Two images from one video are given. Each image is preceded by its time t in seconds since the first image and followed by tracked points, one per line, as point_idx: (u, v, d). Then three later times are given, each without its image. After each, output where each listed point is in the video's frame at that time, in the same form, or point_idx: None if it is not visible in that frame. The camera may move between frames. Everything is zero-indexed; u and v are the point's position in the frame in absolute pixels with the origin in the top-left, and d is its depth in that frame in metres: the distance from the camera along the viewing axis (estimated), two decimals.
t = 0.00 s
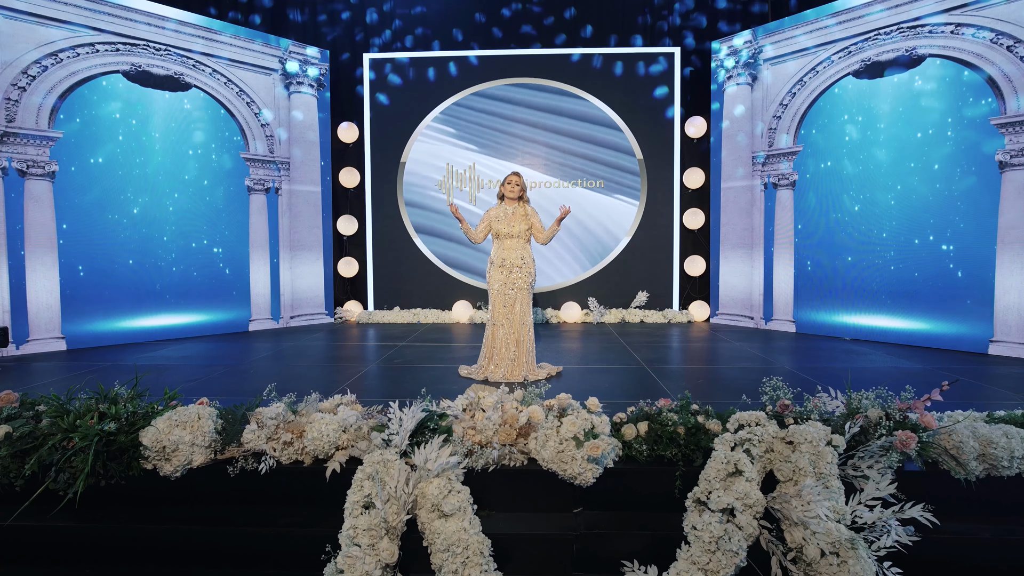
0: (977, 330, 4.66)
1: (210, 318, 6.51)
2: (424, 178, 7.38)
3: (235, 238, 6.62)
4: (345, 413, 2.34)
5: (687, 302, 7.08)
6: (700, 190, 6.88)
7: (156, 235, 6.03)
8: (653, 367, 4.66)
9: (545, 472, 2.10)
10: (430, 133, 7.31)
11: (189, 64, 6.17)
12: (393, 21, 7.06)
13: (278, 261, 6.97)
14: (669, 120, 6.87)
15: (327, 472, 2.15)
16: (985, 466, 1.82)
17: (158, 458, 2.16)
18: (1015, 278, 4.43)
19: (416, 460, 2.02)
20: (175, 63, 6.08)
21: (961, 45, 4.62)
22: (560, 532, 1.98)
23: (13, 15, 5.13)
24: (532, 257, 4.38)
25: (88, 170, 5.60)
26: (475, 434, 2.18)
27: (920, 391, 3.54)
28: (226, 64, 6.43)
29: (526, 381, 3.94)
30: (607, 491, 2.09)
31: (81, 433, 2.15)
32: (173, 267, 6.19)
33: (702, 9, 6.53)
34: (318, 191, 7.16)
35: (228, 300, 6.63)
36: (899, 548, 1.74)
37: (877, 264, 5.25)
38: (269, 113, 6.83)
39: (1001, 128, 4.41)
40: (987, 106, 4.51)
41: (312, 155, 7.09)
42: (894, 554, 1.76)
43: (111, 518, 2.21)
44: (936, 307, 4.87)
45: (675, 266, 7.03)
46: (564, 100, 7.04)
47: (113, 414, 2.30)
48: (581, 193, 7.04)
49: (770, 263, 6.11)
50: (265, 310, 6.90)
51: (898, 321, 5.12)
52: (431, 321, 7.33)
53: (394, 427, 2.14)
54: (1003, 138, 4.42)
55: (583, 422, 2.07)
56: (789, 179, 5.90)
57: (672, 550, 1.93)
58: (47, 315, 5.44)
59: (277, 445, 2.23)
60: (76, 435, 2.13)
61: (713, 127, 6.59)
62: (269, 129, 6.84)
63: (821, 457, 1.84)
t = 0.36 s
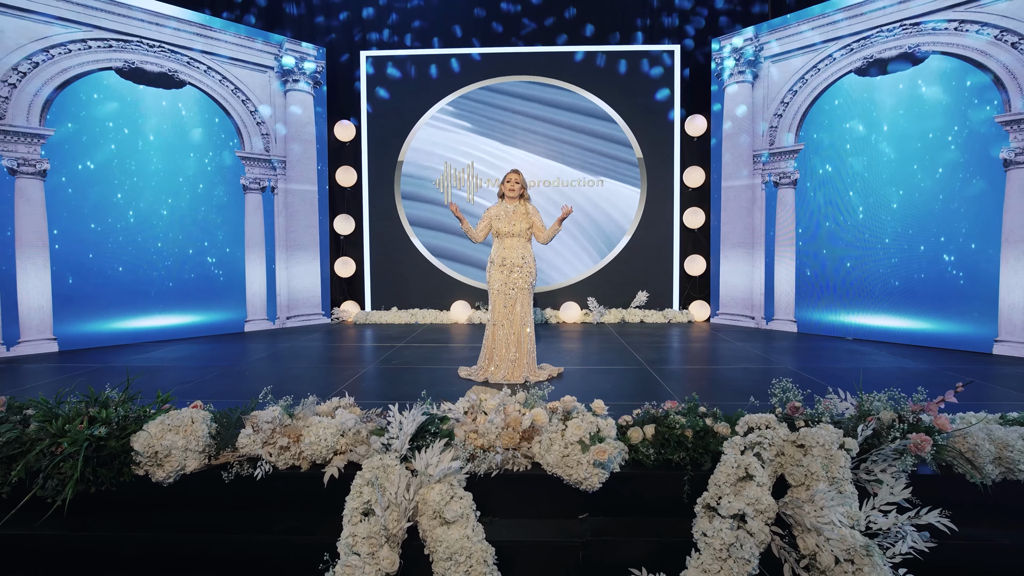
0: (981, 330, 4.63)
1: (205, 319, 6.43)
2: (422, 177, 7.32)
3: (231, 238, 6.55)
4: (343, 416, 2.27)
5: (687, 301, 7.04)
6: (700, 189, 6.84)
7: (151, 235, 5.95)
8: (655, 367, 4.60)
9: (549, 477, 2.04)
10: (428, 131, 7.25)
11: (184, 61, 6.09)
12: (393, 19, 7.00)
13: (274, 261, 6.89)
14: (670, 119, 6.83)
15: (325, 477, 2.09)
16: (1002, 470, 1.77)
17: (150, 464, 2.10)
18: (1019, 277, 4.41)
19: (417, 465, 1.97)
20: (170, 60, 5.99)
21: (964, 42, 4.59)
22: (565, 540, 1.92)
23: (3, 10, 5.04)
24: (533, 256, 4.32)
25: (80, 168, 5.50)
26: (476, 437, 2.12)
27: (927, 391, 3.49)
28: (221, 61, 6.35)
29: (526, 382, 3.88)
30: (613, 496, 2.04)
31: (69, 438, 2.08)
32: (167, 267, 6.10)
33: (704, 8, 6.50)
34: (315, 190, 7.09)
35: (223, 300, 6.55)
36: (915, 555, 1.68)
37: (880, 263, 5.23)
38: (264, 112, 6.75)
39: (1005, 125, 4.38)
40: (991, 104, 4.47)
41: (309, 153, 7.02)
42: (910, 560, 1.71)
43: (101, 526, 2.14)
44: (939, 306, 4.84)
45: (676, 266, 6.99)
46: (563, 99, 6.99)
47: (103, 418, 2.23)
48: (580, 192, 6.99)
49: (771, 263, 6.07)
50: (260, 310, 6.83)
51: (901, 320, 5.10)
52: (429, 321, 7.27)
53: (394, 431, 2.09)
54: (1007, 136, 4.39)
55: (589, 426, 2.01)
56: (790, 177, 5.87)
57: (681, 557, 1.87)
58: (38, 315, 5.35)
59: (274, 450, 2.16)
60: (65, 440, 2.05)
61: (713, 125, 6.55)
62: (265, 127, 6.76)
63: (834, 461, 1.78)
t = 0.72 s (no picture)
0: (985, 330, 4.61)
1: (199, 320, 6.34)
2: (419, 176, 7.25)
3: (226, 238, 6.47)
4: (341, 420, 2.21)
5: (687, 302, 7.01)
6: (700, 188, 6.80)
7: (143, 235, 5.85)
8: (657, 368, 4.56)
9: (553, 484, 1.99)
10: (425, 130, 7.18)
11: (177, 58, 6.01)
12: (392, 16, 6.94)
13: (269, 261, 6.80)
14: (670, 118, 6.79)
15: (322, 485, 2.03)
16: (1019, 474, 1.73)
17: (141, 471, 2.03)
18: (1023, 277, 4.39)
19: (417, 471, 1.91)
20: (162, 57, 5.90)
21: (967, 40, 4.57)
22: (571, 548, 1.87)
23: None
24: (533, 257, 4.26)
25: (70, 166, 5.39)
26: (478, 443, 2.08)
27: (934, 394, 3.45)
28: (215, 58, 6.27)
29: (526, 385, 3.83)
30: (620, 503, 1.98)
31: (57, 444, 2.01)
32: (160, 267, 6.01)
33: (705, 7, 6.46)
34: (310, 189, 7.01)
35: (218, 301, 6.46)
36: (933, 563, 1.63)
37: (881, 263, 5.20)
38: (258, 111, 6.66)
39: (1009, 123, 4.37)
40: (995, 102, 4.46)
41: (305, 152, 6.93)
42: (926, 568, 1.66)
43: (89, 537, 2.07)
44: (943, 306, 4.82)
45: (675, 266, 6.95)
46: (561, 98, 6.94)
47: (92, 423, 2.16)
48: (580, 192, 6.94)
49: (771, 262, 6.04)
50: (255, 311, 6.74)
51: (903, 321, 5.08)
52: (426, 322, 7.20)
53: (393, 436, 2.03)
54: (1010, 134, 4.38)
55: (594, 430, 1.96)
56: (790, 176, 5.84)
57: (689, 565, 1.83)
58: (28, 317, 5.25)
59: (269, 456, 2.10)
60: (52, 447, 1.98)
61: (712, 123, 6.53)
62: (260, 125, 6.67)
63: (847, 466, 1.73)
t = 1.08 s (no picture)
0: (988, 330, 4.58)
1: (193, 321, 6.25)
2: (417, 175, 7.19)
3: (221, 239, 6.38)
4: (339, 426, 2.15)
5: (687, 302, 6.98)
6: (700, 187, 6.76)
7: (136, 235, 5.76)
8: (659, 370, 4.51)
9: (559, 491, 1.94)
10: (423, 129, 7.11)
11: (171, 55, 5.92)
12: (392, 13, 6.87)
13: (265, 262, 6.72)
14: (670, 117, 6.75)
15: (321, 493, 1.97)
16: None
17: (133, 479, 1.97)
18: None
19: (419, 479, 1.86)
20: (155, 54, 5.81)
21: (970, 38, 4.55)
22: (579, 558, 1.82)
23: None
24: (535, 257, 4.21)
25: (61, 166, 5.29)
26: (482, 449, 2.03)
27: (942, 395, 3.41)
28: (209, 56, 6.18)
29: (528, 388, 3.76)
30: (628, 511, 1.93)
31: (45, 452, 1.93)
32: (154, 268, 5.91)
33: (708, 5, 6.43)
34: (306, 189, 6.93)
35: (213, 301, 6.37)
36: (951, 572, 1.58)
37: (884, 262, 5.16)
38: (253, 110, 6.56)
39: (1014, 121, 4.34)
40: (999, 101, 4.43)
41: (301, 151, 6.87)
42: None
43: (78, 548, 2.00)
44: (946, 306, 4.79)
45: (675, 265, 6.92)
46: (561, 96, 6.90)
47: (81, 430, 2.09)
48: (579, 192, 6.90)
49: (772, 262, 6.01)
50: (251, 312, 6.66)
51: (906, 321, 5.05)
52: (424, 323, 7.14)
53: (394, 442, 1.97)
54: (1014, 133, 4.35)
55: (601, 436, 1.91)
56: (792, 176, 5.80)
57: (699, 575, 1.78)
58: (19, 319, 5.16)
59: (266, 463, 2.04)
60: (39, 455, 1.91)
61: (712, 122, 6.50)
62: (254, 124, 6.57)
63: (862, 472, 1.68)
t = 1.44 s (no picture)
0: (990, 331, 4.57)
1: (186, 323, 6.16)
2: (414, 175, 7.12)
3: (215, 239, 6.29)
4: (337, 432, 2.09)
5: (686, 302, 6.95)
6: (699, 187, 6.75)
7: (128, 235, 5.66)
8: (660, 371, 4.46)
9: (565, 499, 1.88)
10: (419, 128, 7.05)
11: (162, 53, 5.82)
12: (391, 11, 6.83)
13: (259, 262, 6.62)
14: (668, 116, 6.73)
15: (318, 502, 1.91)
16: None
17: (123, 489, 1.91)
18: None
19: (420, 487, 1.80)
20: (147, 51, 5.72)
21: (974, 37, 4.53)
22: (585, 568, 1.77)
23: None
24: (535, 257, 4.15)
25: (50, 165, 5.20)
26: (484, 455, 1.98)
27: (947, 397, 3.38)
28: (202, 53, 6.09)
29: (528, 391, 3.71)
30: (637, 520, 1.87)
31: (31, 461, 1.86)
32: (146, 268, 5.82)
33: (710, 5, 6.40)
34: (301, 188, 6.85)
35: (206, 303, 6.28)
36: None
37: (885, 262, 5.15)
38: (246, 109, 6.47)
39: (1017, 120, 4.33)
40: (1003, 99, 4.41)
41: (295, 151, 6.77)
42: None
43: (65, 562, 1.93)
44: (949, 306, 4.78)
45: (674, 265, 6.90)
46: (559, 95, 6.86)
47: (69, 438, 2.02)
48: (577, 191, 6.86)
49: (772, 263, 5.99)
50: (245, 314, 6.56)
51: (908, 321, 5.03)
52: (421, 324, 7.07)
53: (393, 449, 1.92)
54: (1019, 131, 4.32)
55: (609, 441, 1.85)
56: (792, 175, 5.77)
57: None
58: (6, 321, 5.09)
59: (261, 471, 1.98)
60: (24, 465, 1.84)
61: (712, 121, 6.47)
62: (247, 123, 6.48)
63: (877, 478, 1.63)
